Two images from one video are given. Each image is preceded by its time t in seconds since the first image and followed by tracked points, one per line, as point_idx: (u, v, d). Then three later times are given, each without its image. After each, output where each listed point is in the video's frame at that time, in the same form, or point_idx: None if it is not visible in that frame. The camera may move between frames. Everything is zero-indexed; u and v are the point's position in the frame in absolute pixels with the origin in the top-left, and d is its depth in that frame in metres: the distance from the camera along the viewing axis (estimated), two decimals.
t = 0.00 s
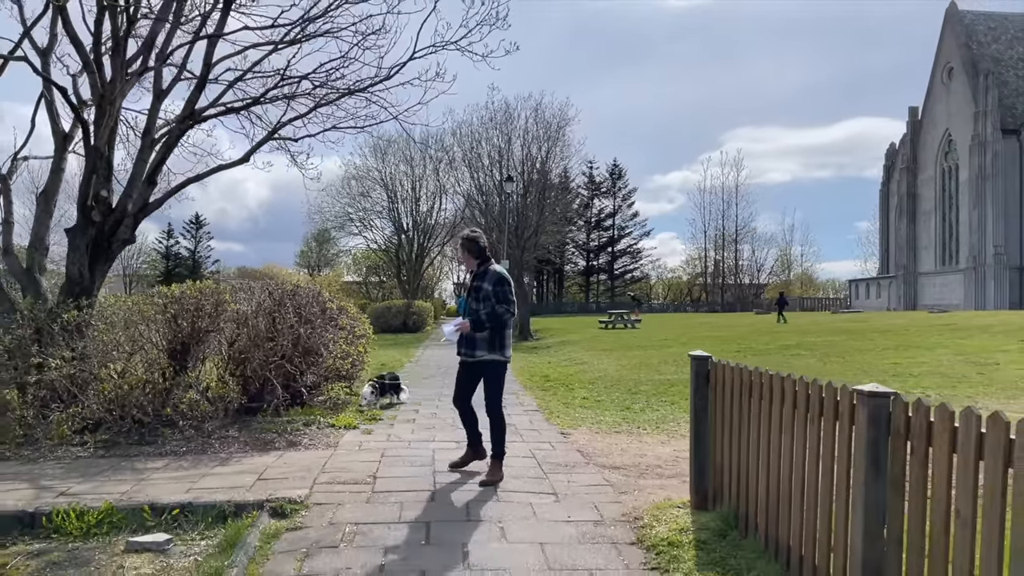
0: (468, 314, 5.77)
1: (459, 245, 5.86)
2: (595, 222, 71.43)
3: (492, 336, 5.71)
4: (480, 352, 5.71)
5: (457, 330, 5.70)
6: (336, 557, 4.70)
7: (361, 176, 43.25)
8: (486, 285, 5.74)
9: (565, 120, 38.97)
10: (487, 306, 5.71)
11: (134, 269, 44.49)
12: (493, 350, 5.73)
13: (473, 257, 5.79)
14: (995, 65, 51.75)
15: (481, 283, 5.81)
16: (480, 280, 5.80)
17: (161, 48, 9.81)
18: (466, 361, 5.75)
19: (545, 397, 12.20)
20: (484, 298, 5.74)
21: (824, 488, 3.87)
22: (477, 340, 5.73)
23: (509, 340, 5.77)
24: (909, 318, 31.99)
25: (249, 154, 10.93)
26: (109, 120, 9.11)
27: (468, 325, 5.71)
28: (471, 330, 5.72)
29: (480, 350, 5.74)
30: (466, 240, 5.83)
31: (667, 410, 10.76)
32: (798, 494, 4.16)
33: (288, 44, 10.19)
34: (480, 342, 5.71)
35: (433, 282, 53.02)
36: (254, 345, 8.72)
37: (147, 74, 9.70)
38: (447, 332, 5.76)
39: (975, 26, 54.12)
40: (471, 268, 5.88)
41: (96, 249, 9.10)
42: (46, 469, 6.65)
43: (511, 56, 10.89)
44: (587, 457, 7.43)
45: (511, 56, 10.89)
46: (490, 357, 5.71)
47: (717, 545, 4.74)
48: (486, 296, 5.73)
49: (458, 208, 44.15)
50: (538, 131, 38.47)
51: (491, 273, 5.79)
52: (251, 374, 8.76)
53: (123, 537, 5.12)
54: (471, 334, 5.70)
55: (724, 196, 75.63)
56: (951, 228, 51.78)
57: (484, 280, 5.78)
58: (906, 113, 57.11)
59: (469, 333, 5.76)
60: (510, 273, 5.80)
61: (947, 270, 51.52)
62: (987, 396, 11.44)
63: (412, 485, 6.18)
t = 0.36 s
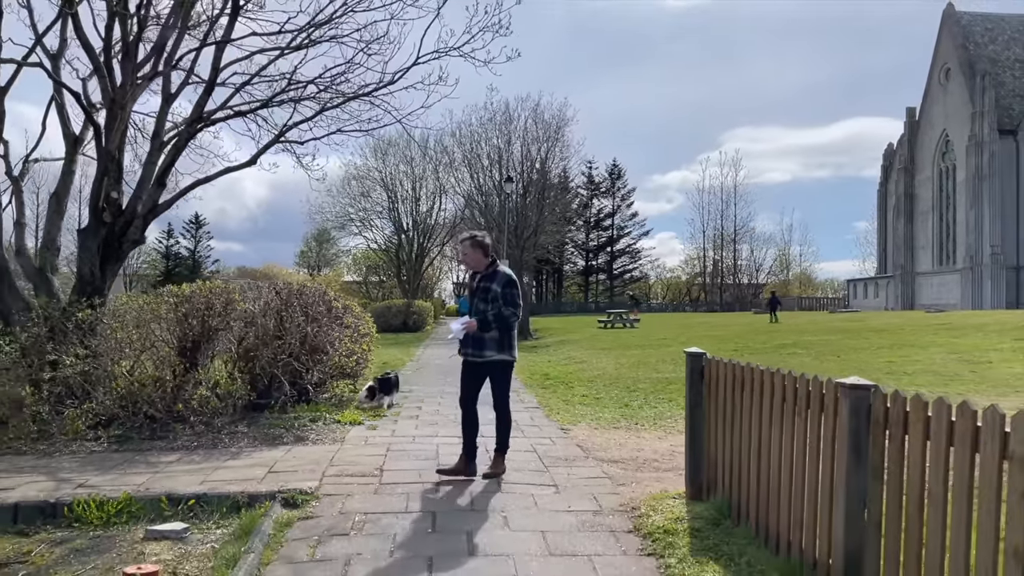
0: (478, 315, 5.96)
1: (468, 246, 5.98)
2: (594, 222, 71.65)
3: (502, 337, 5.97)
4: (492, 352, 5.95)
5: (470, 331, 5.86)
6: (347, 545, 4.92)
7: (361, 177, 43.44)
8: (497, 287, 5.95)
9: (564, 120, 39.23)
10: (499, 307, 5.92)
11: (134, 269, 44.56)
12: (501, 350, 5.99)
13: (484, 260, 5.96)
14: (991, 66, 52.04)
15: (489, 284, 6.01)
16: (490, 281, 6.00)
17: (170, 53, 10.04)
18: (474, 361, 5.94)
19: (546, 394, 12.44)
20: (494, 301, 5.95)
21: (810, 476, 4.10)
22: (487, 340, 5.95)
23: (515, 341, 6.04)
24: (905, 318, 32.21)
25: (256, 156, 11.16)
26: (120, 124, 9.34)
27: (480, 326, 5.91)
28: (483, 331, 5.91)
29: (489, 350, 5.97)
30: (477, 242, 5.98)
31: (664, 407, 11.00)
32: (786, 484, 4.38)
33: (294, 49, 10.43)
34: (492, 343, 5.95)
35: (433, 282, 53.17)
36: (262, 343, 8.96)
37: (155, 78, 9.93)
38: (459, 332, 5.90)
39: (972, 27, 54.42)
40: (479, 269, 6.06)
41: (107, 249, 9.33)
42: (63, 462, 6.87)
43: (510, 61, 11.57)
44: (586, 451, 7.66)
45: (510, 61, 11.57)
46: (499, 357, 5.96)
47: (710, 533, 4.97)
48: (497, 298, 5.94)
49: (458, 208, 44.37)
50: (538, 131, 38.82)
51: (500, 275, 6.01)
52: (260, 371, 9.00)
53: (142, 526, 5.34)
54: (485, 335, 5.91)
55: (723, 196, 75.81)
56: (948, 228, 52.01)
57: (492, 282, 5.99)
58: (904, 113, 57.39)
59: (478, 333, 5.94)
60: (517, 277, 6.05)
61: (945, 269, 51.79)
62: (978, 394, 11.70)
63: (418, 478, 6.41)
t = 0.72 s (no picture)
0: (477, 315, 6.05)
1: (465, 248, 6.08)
2: (592, 222, 71.85)
3: (494, 340, 6.08)
4: (485, 354, 6.02)
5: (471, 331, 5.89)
6: (347, 536, 5.13)
7: (360, 177, 43.61)
8: (492, 290, 6.14)
9: (562, 121, 39.51)
10: (495, 308, 6.09)
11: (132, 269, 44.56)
12: (492, 353, 6.10)
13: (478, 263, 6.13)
14: (987, 67, 52.33)
15: (482, 286, 6.18)
16: (483, 284, 6.17)
17: (173, 58, 10.25)
18: (467, 363, 5.97)
19: (541, 393, 12.64)
20: (489, 302, 6.13)
21: (787, 467, 4.32)
22: (480, 342, 6.03)
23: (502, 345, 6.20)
24: (899, 317, 32.50)
25: (257, 159, 11.37)
26: (125, 128, 9.54)
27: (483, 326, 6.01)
28: (483, 332, 6.00)
29: (482, 352, 6.04)
30: (473, 246, 6.14)
31: (657, 405, 11.23)
32: (767, 476, 4.59)
33: (294, 53, 10.65)
34: (486, 344, 6.04)
35: (431, 282, 53.36)
36: (263, 342, 9.18)
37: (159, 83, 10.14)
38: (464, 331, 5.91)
39: (968, 29, 54.70)
40: (473, 273, 6.21)
41: (112, 250, 9.52)
42: (70, 458, 7.06)
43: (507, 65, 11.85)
44: (579, 448, 7.88)
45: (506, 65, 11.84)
46: (491, 360, 6.06)
47: (696, 524, 5.18)
48: (492, 299, 6.12)
49: (456, 209, 44.58)
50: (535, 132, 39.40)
51: (492, 279, 6.21)
52: (261, 370, 9.22)
53: (149, 518, 5.54)
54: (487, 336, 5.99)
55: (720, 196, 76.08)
56: (944, 228, 52.32)
57: (485, 285, 6.18)
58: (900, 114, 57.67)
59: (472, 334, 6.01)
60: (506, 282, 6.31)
61: (940, 270, 52.14)
62: (964, 392, 11.95)
63: (415, 473, 6.63)
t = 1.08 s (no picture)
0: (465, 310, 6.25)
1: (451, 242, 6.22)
2: (588, 222, 72.14)
3: (477, 332, 6.32)
4: (471, 347, 6.25)
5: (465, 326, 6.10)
6: (342, 521, 5.38)
7: (356, 177, 43.79)
8: (476, 283, 6.34)
9: (557, 122, 39.80)
10: (480, 301, 6.31)
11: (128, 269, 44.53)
12: (475, 345, 6.31)
13: (463, 258, 6.31)
14: (979, 68, 52.65)
15: (465, 280, 6.37)
16: (467, 277, 6.36)
17: (172, 61, 10.47)
18: (453, 356, 6.18)
19: (533, 390, 12.87)
20: (473, 296, 6.33)
21: (758, 451, 4.57)
22: (465, 336, 6.24)
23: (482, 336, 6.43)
24: (891, 317, 32.82)
25: (256, 160, 11.59)
26: (126, 129, 9.75)
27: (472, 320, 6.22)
28: (471, 325, 6.21)
29: (467, 345, 6.27)
30: (457, 240, 6.29)
31: (647, 401, 11.49)
32: (742, 463, 4.82)
33: (291, 55, 10.88)
34: (473, 338, 6.26)
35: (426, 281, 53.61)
36: (261, 339, 9.45)
37: (159, 86, 10.36)
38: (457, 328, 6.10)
39: (961, 30, 55.04)
40: (456, 267, 6.38)
41: (113, 249, 9.74)
42: (75, 450, 7.29)
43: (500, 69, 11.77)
44: (568, 440, 8.13)
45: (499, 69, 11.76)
46: (475, 352, 6.29)
47: (676, 510, 5.43)
48: (475, 292, 6.33)
49: (452, 209, 44.78)
50: (530, 133, 39.75)
51: (474, 273, 6.41)
52: (260, 366, 9.48)
53: (153, 506, 5.78)
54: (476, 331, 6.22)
55: (716, 196, 76.38)
56: (937, 228, 52.69)
57: (468, 278, 6.37)
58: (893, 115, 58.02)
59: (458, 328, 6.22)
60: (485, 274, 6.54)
61: (933, 269, 52.50)
62: (947, 388, 12.22)
63: (409, 463, 6.87)
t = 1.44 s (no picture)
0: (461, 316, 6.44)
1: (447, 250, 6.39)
2: (582, 223, 72.46)
3: (473, 336, 6.49)
4: (466, 351, 6.40)
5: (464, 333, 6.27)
6: (341, 516, 5.62)
7: (352, 178, 43.93)
8: (473, 289, 6.53)
9: (551, 123, 40.09)
10: (476, 306, 6.49)
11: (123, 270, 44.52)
12: (470, 349, 6.47)
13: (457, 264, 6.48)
14: (970, 70, 53.02)
15: (461, 286, 6.56)
16: (463, 283, 6.54)
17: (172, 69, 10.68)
18: (449, 361, 6.36)
19: (527, 390, 13.11)
20: (469, 301, 6.51)
21: (736, 449, 4.83)
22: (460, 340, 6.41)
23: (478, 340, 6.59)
24: (882, 317, 33.16)
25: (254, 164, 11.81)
26: (127, 135, 9.94)
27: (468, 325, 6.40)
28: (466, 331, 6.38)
29: (463, 350, 6.43)
30: (454, 247, 6.46)
31: (638, 401, 11.75)
32: (722, 459, 5.07)
33: (289, 62, 11.11)
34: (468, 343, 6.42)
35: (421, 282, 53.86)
36: (260, 340, 9.67)
37: (159, 93, 10.57)
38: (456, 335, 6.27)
39: (952, 32, 55.45)
40: (452, 273, 6.55)
41: (115, 253, 9.96)
42: (79, 449, 7.50)
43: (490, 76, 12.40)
44: (560, 439, 8.38)
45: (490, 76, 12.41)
46: (471, 356, 6.44)
47: (660, 505, 5.68)
48: (471, 298, 6.52)
49: (447, 209, 44.96)
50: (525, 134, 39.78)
51: (469, 279, 6.60)
52: (258, 366, 9.69)
53: (158, 502, 6.00)
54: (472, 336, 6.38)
55: (709, 197, 76.76)
56: (928, 229, 53.09)
57: (464, 284, 6.55)
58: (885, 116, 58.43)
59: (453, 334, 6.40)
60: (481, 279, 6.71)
61: (924, 270, 52.90)
62: (930, 388, 12.51)
63: (404, 461, 7.11)
